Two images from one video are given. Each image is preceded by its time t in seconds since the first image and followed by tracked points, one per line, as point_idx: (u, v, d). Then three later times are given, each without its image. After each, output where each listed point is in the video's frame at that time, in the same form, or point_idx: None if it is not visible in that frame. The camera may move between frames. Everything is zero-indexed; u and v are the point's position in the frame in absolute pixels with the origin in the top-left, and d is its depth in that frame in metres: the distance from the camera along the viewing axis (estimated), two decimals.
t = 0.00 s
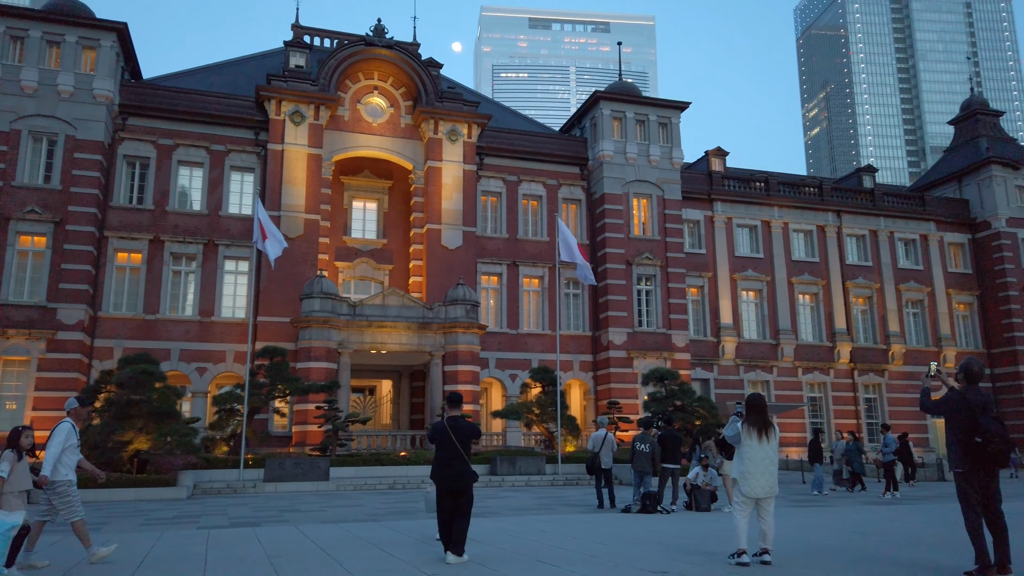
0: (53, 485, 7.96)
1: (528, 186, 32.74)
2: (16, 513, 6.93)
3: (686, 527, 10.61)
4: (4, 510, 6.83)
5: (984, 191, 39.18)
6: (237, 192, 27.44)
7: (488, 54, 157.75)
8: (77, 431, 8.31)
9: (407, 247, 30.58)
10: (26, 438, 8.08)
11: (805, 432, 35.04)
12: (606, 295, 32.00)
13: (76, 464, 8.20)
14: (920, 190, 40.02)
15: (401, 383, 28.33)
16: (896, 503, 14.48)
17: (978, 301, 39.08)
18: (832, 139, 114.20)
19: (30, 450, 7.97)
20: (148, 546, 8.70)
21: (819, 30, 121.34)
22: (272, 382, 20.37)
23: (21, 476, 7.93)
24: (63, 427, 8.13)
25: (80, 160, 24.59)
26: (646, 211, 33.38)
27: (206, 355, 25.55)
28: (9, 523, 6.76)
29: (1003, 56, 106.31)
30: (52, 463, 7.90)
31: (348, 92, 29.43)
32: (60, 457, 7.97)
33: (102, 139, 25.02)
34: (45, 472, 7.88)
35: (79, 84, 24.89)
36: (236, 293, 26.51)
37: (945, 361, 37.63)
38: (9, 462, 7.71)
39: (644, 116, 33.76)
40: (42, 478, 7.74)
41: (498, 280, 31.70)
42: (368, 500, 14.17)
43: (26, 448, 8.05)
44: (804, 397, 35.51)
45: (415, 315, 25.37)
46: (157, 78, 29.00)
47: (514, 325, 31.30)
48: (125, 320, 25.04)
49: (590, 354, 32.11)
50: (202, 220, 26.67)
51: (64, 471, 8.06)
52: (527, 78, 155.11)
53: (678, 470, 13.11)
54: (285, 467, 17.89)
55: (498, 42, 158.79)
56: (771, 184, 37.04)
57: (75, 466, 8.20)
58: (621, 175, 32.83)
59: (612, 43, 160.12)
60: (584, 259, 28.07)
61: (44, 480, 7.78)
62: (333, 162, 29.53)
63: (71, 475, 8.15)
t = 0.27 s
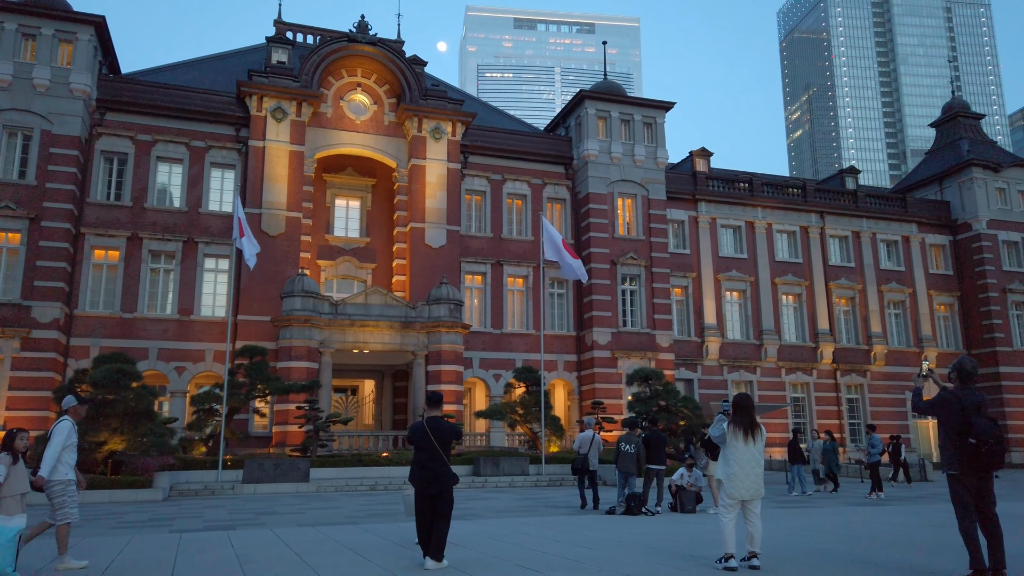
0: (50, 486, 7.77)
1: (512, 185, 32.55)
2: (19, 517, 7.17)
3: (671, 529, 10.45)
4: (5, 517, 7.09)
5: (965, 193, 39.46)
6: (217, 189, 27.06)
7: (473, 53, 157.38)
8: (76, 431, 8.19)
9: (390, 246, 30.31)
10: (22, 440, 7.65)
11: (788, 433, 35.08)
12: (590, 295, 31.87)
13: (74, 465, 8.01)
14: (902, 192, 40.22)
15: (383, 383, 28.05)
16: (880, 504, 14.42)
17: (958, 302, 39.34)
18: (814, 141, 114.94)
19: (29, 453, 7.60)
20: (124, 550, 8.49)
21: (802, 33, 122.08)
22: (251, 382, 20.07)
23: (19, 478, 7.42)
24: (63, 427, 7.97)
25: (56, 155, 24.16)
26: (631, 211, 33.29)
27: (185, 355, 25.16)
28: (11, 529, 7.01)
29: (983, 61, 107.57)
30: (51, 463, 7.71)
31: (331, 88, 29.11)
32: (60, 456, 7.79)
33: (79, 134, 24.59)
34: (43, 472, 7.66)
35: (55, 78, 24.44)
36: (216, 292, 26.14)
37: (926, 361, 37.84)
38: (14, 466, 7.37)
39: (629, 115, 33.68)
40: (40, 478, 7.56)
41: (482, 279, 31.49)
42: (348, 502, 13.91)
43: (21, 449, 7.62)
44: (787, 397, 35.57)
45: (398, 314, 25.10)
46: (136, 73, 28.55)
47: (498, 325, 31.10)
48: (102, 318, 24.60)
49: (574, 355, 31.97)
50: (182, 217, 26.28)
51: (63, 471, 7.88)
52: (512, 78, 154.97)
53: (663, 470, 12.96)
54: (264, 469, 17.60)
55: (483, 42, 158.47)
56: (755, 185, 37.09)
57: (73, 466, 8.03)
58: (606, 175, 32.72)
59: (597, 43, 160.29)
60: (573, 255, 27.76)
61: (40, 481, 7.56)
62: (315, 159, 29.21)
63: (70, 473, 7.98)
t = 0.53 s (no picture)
0: (51, 486, 7.76)
1: (502, 183, 32.35)
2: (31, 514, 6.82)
3: (662, 531, 10.30)
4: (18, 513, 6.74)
5: (953, 194, 39.59)
6: (203, 186, 26.74)
7: (463, 53, 157.06)
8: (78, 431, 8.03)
9: (379, 245, 30.06)
10: (27, 438, 7.98)
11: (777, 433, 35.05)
12: (580, 294, 31.72)
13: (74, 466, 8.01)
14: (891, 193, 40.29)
15: (371, 383, 27.80)
16: (871, 505, 14.32)
17: (946, 302, 39.44)
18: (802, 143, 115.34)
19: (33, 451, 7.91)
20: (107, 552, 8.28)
21: (790, 36, 122.51)
22: (236, 381, 19.78)
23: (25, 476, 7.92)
24: (67, 426, 7.89)
25: (38, 151, 23.79)
26: (621, 210, 33.18)
27: (169, 354, 24.84)
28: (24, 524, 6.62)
29: (968, 64, 108.36)
30: (56, 464, 7.74)
31: (319, 85, 28.83)
32: (65, 458, 7.82)
33: (62, 130, 24.23)
34: (48, 472, 7.73)
35: (37, 72, 24.07)
36: (201, 290, 25.82)
37: (914, 362, 37.92)
38: (21, 465, 7.86)
39: (619, 114, 33.55)
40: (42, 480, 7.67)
41: (471, 278, 31.28)
42: (334, 504, 13.69)
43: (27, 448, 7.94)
44: (776, 397, 35.54)
45: (386, 313, 24.86)
46: (121, 68, 28.19)
47: (486, 324, 30.90)
48: (84, 316, 24.25)
49: (563, 354, 31.82)
50: (167, 214, 25.95)
51: (64, 472, 7.88)
52: (502, 78, 154.75)
53: (653, 470, 12.80)
54: (249, 468, 17.34)
55: (473, 42, 158.17)
56: (745, 185, 37.05)
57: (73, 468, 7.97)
58: (596, 174, 32.59)
59: (587, 44, 160.34)
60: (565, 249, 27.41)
61: (45, 482, 7.68)
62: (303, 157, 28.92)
63: (70, 476, 7.95)
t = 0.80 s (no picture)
0: (49, 491, 7.63)
1: (487, 182, 32.15)
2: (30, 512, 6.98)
3: (648, 533, 10.17)
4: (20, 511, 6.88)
5: (935, 196, 39.82)
6: (183, 182, 26.36)
7: (448, 53, 156.55)
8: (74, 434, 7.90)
9: (362, 243, 29.77)
10: (23, 439, 7.78)
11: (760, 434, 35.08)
12: (565, 294, 31.58)
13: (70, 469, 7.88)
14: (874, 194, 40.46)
15: (353, 382, 27.52)
16: (857, 506, 14.29)
17: (928, 304, 39.67)
18: (785, 145, 116.03)
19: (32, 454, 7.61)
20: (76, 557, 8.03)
21: (774, 39, 123.14)
22: (215, 381, 19.49)
23: (21, 477, 7.57)
24: (64, 430, 7.73)
25: (13, 145, 23.35)
26: (606, 210, 33.08)
27: (148, 353, 24.45)
28: (25, 522, 6.81)
29: (949, 69, 109.46)
30: (54, 468, 7.58)
31: (303, 81, 28.50)
32: (62, 462, 7.65)
33: (38, 124, 23.80)
34: (44, 476, 7.54)
35: (13, 65, 23.61)
36: (180, 288, 25.46)
37: (895, 363, 38.11)
38: (18, 465, 7.59)
39: (605, 114, 33.45)
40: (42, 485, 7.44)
41: (455, 277, 31.06)
42: (314, 505, 13.46)
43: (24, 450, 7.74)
44: (759, 397, 35.58)
45: (369, 312, 24.60)
46: (100, 62, 27.73)
47: (470, 323, 30.69)
48: (60, 314, 23.82)
49: (547, 354, 31.68)
50: (146, 210, 25.55)
51: (59, 476, 7.73)
52: (487, 78, 154.40)
53: (638, 472, 12.66)
54: (227, 469, 17.03)
55: (458, 41, 157.67)
56: (729, 185, 37.09)
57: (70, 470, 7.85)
58: (581, 173, 32.47)
59: (573, 44, 160.40)
60: (553, 245, 27.55)
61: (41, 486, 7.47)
62: (286, 154, 28.57)
63: (67, 478, 7.82)
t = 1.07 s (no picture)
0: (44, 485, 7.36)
1: (468, 180, 31.94)
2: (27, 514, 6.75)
3: (628, 534, 10.03)
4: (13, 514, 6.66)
5: (912, 198, 40.16)
6: (158, 178, 25.92)
7: (430, 52, 155.98)
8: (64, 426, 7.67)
9: (341, 241, 29.45)
10: (17, 440, 7.57)
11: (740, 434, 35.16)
12: (545, 293, 31.45)
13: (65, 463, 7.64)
14: (853, 196, 40.72)
15: (332, 382, 27.21)
16: (837, 506, 14.27)
17: (905, 305, 39.98)
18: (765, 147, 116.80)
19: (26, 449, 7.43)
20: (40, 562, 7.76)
21: (754, 42, 123.88)
22: (189, 380, 19.14)
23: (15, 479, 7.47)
24: (53, 424, 7.51)
25: None
26: (587, 210, 32.99)
27: (121, 351, 24.00)
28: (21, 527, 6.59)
29: (926, 73, 110.83)
30: (47, 463, 7.33)
31: (281, 77, 28.12)
32: (55, 455, 7.41)
33: (9, 117, 23.27)
34: (39, 471, 7.30)
35: None
36: (155, 286, 25.04)
37: (873, 363, 38.37)
38: (13, 465, 7.44)
39: (586, 113, 33.37)
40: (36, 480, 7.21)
41: (436, 276, 30.83)
42: (289, 506, 13.20)
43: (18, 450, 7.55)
44: (739, 398, 35.66)
45: (348, 310, 24.30)
46: (74, 55, 27.19)
47: (451, 323, 30.47)
48: (31, 312, 23.32)
49: (528, 354, 31.54)
50: (120, 206, 25.09)
51: (56, 470, 7.49)
52: (469, 77, 154.03)
53: (618, 472, 12.53)
54: (201, 470, 16.69)
55: (441, 40, 157.07)
56: (710, 186, 37.16)
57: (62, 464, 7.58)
58: (563, 172, 32.35)
59: (555, 45, 160.45)
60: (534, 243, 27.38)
61: (37, 480, 7.24)
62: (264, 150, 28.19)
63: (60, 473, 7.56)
